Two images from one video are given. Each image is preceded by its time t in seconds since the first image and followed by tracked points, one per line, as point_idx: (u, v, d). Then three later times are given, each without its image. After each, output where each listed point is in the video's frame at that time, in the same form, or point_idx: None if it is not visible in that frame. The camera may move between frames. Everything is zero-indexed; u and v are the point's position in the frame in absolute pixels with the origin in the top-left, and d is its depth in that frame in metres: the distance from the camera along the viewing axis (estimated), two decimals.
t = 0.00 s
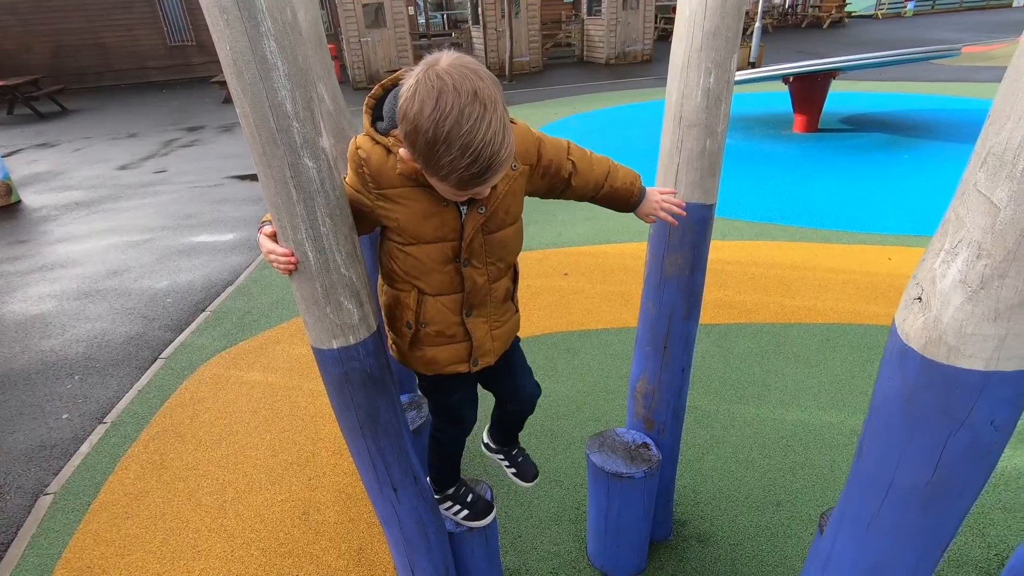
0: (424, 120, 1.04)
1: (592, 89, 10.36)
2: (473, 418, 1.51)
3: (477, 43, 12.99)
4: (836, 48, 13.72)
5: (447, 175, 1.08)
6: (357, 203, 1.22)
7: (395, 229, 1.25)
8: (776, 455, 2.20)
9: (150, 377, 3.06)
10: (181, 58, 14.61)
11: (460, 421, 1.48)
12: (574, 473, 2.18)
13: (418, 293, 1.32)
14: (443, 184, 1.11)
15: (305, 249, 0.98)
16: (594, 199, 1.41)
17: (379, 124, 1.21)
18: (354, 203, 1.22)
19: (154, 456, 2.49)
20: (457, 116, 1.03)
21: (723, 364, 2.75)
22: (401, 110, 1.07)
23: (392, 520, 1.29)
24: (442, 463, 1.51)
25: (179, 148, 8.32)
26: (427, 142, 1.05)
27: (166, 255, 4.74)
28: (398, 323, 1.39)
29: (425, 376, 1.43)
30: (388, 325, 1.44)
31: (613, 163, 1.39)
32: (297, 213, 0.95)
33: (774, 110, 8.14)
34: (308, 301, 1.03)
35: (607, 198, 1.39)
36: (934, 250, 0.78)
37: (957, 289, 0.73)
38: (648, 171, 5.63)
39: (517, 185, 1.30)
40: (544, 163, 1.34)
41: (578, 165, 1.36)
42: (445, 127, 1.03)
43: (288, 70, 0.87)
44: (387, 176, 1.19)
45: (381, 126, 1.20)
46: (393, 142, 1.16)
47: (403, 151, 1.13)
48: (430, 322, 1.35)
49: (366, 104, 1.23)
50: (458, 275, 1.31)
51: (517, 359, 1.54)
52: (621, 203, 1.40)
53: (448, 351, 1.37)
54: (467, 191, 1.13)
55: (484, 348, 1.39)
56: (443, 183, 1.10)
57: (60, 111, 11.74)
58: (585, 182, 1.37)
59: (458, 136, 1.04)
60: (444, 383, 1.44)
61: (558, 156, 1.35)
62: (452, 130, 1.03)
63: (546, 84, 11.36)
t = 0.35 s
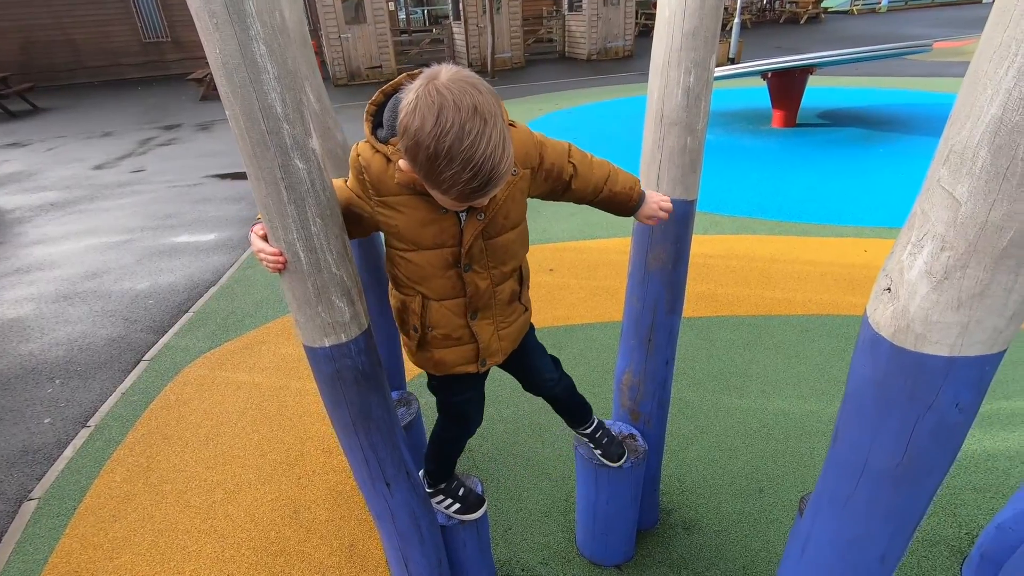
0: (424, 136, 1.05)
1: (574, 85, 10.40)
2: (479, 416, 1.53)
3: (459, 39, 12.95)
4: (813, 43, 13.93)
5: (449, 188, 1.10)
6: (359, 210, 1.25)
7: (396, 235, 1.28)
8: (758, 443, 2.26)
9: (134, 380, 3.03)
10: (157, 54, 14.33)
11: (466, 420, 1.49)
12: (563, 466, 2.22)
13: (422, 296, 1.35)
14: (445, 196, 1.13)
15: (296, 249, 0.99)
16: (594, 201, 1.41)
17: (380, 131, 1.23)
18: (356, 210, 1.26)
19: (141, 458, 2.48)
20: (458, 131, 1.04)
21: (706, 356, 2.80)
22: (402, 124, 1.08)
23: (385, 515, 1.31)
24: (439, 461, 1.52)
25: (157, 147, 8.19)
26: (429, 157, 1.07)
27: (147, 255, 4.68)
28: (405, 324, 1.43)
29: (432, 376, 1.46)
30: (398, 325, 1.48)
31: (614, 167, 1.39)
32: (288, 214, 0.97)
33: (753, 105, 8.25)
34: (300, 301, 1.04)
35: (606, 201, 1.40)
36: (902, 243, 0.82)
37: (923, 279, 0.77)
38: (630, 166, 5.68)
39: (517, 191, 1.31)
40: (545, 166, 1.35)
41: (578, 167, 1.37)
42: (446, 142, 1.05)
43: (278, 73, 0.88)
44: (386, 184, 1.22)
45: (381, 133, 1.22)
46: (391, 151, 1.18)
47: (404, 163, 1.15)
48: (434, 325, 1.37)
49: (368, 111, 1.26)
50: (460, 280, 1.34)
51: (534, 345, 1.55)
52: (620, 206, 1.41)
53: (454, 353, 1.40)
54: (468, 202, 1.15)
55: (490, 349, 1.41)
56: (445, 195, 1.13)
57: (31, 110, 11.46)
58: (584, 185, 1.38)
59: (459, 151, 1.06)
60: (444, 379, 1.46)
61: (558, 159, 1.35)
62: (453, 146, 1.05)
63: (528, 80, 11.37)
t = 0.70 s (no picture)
0: (443, 141, 1.07)
1: (563, 82, 10.40)
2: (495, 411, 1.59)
3: (447, 35, 12.90)
4: (799, 41, 14.04)
5: (467, 191, 1.13)
6: (376, 218, 1.27)
7: (414, 240, 1.31)
8: (747, 434, 2.29)
9: (121, 379, 3.00)
10: (139, 49, 14.11)
11: (483, 414, 1.56)
12: (556, 459, 2.23)
13: (444, 295, 1.38)
14: (463, 199, 1.16)
15: (290, 241, 1.00)
16: (594, 188, 1.41)
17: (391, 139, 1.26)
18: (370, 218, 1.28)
19: (130, 457, 2.46)
20: (475, 135, 1.07)
21: (695, 350, 2.83)
22: (419, 130, 1.10)
23: (380, 508, 1.32)
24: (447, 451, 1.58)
25: (141, 143, 8.08)
26: (447, 161, 1.09)
27: (132, 253, 4.62)
28: (428, 322, 1.46)
29: (456, 369, 1.50)
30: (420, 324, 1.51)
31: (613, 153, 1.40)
32: (281, 206, 0.97)
33: (740, 102, 8.31)
34: (294, 294, 1.05)
35: (606, 185, 1.40)
36: (888, 231, 0.84)
37: (907, 266, 0.79)
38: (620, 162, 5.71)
39: (528, 187, 1.35)
40: (550, 159, 1.38)
41: (580, 156, 1.39)
42: (464, 146, 1.07)
43: (271, 64, 0.88)
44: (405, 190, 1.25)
45: (392, 140, 1.25)
46: (406, 158, 1.21)
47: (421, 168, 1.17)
48: (457, 322, 1.41)
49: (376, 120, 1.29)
50: (480, 277, 1.37)
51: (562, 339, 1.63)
52: (621, 191, 1.40)
53: (481, 346, 1.44)
54: (484, 202, 1.18)
55: (514, 339, 1.46)
56: (463, 197, 1.15)
57: (10, 106, 11.24)
58: (584, 174, 1.40)
59: (476, 155, 1.08)
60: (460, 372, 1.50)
61: (560, 152, 1.38)
62: (470, 149, 1.07)
63: (516, 76, 11.36)
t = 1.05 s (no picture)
0: (473, 127, 1.11)
1: (551, 82, 10.42)
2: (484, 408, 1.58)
3: (434, 36, 12.88)
4: (784, 42, 14.19)
5: (493, 176, 1.15)
6: (378, 211, 1.28)
7: (415, 233, 1.33)
8: (735, 431, 2.31)
9: (102, 382, 2.95)
10: (122, 48, 13.92)
11: (472, 412, 1.55)
12: (544, 459, 2.23)
13: (441, 290, 1.39)
14: (486, 186, 1.18)
15: (271, 239, 0.98)
16: (576, 199, 1.48)
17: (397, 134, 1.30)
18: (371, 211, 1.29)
19: (112, 461, 2.41)
20: (503, 122, 1.11)
21: (683, 349, 2.84)
22: (447, 119, 1.14)
23: (366, 509, 1.30)
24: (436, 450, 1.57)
25: (124, 144, 7.97)
26: (474, 147, 1.12)
27: (115, 255, 4.55)
28: (423, 318, 1.46)
29: (446, 365, 1.49)
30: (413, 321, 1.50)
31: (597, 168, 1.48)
32: (262, 203, 0.95)
33: (726, 102, 8.38)
34: (276, 293, 1.03)
35: (587, 198, 1.46)
36: (871, 227, 0.84)
37: (891, 261, 0.79)
38: (607, 162, 5.72)
39: (527, 185, 1.40)
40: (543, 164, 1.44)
41: (568, 167, 1.47)
42: (493, 132, 1.11)
43: (251, 58, 0.87)
44: (410, 183, 1.27)
45: (398, 135, 1.29)
46: (414, 151, 1.24)
47: (439, 158, 1.19)
48: (454, 317, 1.42)
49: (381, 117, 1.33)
50: (478, 272, 1.39)
51: (556, 338, 1.64)
52: (599, 207, 1.46)
53: (472, 342, 1.44)
54: (503, 191, 1.21)
55: (505, 336, 1.46)
56: (487, 184, 1.17)
57: None
58: (570, 184, 1.47)
59: (505, 140, 1.12)
60: (449, 368, 1.50)
61: (550, 159, 1.45)
62: (498, 135, 1.11)
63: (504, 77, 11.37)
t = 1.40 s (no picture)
0: (502, 109, 1.12)
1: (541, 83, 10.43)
2: (472, 407, 1.59)
3: (424, 36, 12.86)
4: (771, 44, 14.31)
5: (520, 159, 1.16)
6: (388, 207, 1.25)
7: (424, 228, 1.31)
8: (724, 432, 2.31)
9: (86, 387, 2.90)
10: (106, 48, 13.74)
11: (459, 409, 1.55)
12: (534, 461, 2.22)
13: (444, 287, 1.39)
14: (511, 170, 1.18)
15: (254, 244, 0.96)
16: (578, 193, 1.47)
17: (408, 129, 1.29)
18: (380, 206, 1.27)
19: (96, 468, 2.38)
20: (531, 105, 1.13)
21: (672, 349, 2.85)
22: (474, 104, 1.15)
23: (353, 515, 1.29)
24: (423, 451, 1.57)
25: (109, 145, 7.87)
26: (502, 130, 1.13)
27: (99, 258, 4.49)
28: (422, 314, 1.44)
29: (439, 362, 1.49)
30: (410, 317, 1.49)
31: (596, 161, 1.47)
32: (244, 207, 0.93)
33: (713, 103, 8.44)
34: (259, 298, 1.02)
35: (590, 189, 1.44)
36: (856, 229, 0.84)
37: (875, 263, 0.80)
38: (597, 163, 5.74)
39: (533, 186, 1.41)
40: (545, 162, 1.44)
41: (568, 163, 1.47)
42: (521, 114, 1.13)
43: (231, 60, 0.85)
44: (423, 178, 1.26)
45: (411, 131, 1.28)
46: (430, 147, 1.24)
47: (461, 146, 1.19)
48: (458, 314, 1.42)
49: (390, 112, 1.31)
50: (483, 270, 1.39)
51: (545, 338, 1.63)
52: (601, 195, 1.44)
53: (469, 339, 1.45)
54: (527, 178, 1.22)
55: (501, 335, 1.47)
56: (512, 168, 1.18)
57: None
58: (569, 181, 1.47)
59: (533, 122, 1.13)
60: (440, 365, 1.50)
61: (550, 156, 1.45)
62: (526, 117, 1.13)
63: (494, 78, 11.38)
